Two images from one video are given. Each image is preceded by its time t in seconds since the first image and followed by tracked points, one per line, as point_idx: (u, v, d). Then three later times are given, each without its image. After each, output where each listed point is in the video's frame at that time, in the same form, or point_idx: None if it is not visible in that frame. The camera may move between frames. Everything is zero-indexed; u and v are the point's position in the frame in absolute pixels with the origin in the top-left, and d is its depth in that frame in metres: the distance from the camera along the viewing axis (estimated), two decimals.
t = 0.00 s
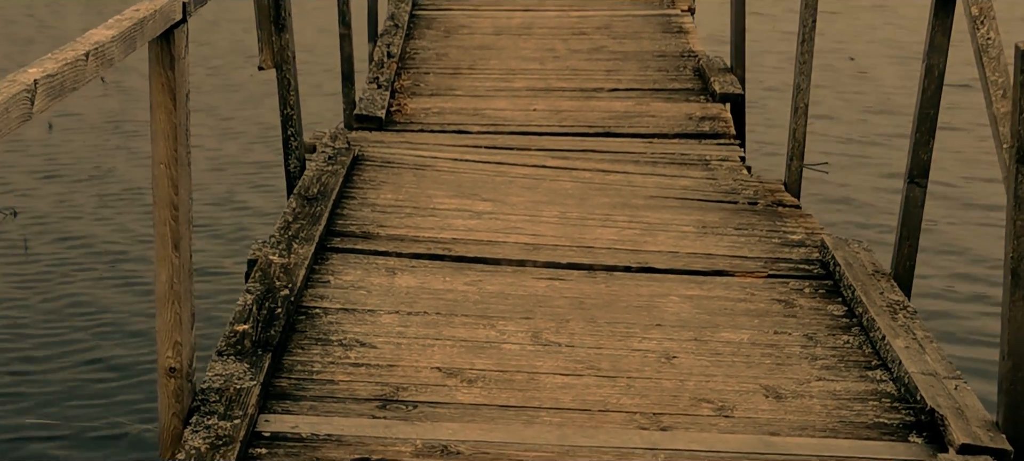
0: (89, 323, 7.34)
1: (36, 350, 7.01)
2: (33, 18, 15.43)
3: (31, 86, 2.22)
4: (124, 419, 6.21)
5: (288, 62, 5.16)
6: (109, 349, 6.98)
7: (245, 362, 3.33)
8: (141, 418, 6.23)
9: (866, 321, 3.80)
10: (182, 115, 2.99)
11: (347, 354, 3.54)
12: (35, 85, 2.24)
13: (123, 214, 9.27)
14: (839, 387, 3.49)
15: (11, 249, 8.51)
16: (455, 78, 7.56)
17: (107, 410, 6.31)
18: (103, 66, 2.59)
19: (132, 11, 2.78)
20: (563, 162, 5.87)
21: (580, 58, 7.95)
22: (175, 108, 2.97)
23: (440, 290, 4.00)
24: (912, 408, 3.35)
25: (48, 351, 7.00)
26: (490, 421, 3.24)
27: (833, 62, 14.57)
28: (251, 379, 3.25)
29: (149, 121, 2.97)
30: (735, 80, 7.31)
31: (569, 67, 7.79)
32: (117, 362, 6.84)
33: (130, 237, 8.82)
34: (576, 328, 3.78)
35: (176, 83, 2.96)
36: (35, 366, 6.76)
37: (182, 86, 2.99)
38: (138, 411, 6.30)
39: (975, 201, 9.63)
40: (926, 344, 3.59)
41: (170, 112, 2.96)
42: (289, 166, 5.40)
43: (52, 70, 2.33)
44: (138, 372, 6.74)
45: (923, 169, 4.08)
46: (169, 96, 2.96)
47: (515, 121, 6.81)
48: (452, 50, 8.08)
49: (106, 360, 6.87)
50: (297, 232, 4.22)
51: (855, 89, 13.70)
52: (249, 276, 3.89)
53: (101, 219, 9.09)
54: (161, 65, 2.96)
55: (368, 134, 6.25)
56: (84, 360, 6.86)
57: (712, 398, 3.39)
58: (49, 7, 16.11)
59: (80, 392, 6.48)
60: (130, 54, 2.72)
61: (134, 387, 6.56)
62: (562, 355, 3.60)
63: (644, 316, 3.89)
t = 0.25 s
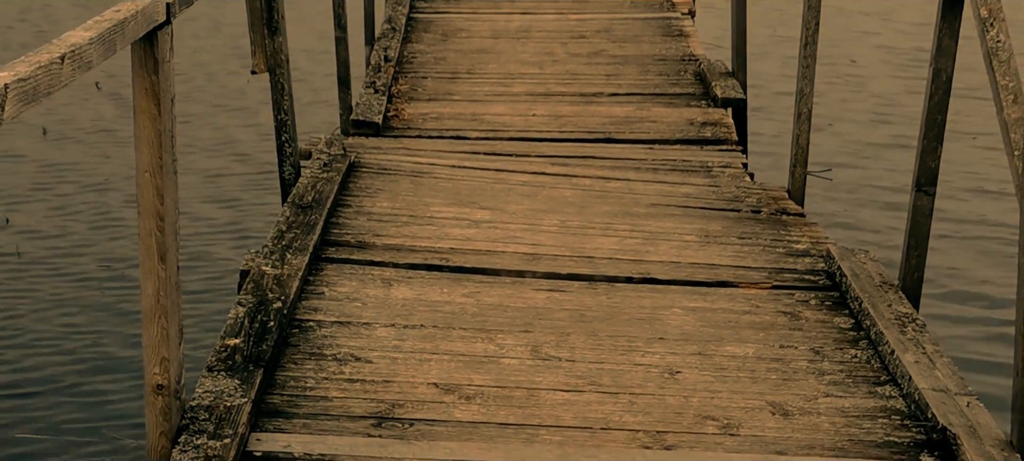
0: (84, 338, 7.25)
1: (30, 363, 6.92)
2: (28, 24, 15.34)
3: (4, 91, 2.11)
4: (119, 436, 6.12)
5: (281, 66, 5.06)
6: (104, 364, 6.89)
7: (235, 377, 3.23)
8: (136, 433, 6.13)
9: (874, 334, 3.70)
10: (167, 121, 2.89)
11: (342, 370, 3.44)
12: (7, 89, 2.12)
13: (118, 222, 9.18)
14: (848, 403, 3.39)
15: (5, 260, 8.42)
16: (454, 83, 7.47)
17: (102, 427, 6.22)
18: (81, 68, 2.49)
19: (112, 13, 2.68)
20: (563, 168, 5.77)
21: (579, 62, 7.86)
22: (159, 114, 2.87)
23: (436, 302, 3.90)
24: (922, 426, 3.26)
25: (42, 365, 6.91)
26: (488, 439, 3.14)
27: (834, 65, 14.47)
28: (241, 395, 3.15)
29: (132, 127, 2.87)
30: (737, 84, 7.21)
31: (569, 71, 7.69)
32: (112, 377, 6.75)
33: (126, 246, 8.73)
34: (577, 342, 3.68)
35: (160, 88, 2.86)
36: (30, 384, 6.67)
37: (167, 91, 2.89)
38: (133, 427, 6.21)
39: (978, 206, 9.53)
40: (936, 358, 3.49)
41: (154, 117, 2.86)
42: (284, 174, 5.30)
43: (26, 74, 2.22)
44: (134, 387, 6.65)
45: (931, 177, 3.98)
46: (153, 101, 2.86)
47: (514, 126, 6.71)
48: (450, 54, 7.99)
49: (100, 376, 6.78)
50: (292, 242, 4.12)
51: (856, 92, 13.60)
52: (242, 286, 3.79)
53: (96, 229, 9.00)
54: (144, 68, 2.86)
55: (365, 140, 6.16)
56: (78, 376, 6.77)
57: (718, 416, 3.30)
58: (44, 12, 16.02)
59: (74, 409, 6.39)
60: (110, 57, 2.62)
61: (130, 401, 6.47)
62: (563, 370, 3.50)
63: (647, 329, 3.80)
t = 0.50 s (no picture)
0: (78, 343, 7.16)
1: (24, 370, 6.83)
2: (24, 25, 15.25)
3: None
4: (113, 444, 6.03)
5: (274, 71, 4.98)
6: (99, 371, 6.81)
7: (226, 394, 3.14)
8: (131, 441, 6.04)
9: (882, 347, 3.61)
10: (148, 133, 2.80)
11: (336, 385, 3.34)
12: None
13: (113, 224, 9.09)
14: (856, 420, 3.30)
15: None
16: (452, 85, 7.37)
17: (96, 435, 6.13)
18: (56, 82, 2.39)
19: (85, 25, 2.58)
20: (563, 173, 5.68)
21: (579, 64, 7.76)
22: (139, 128, 2.77)
23: (433, 314, 3.81)
24: (932, 444, 3.17)
25: (36, 371, 6.83)
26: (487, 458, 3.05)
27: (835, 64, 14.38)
28: (231, 412, 3.06)
29: (111, 142, 2.78)
30: (738, 87, 7.12)
31: (568, 73, 7.60)
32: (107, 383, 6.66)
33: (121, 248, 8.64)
34: (578, 356, 3.59)
35: (139, 100, 2.76)
36: (23, 392, 6.59)
37: (146, 102, 2.79)
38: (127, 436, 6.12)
39: (982, 209, 9.44)
40: (946, 373, 3.40)
41: (134, 130, 2.76)
42: (278, 180, 5.22)
43: None
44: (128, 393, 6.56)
45: (938, 186, 3.89)
46: (133, 114, 2.76)
47: (513, 130, 6.62)
48: (448, 56, 7.90)
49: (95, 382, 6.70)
50: (285, 252, 4.03)
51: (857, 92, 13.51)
52: (233, 298, 3.70)
53: (91, 230, 8.91)
54: (122, 81, 2.77)
55: (361, 144, 6.07)
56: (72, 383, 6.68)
57: (723, 433, 3.21)
58: (39, 12, 15.92)
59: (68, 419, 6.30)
60: (83, 71, 2.53)
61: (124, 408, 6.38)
62: (564, 385, 3.41)
63: (650, 342, 3.71)
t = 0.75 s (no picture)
0: (69, 338, 7.03)
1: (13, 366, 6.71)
2: (18, 25, 15.14)
3: None
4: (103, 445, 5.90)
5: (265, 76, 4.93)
6: (89, 368, 6.68)
7: (213, 413, 3.05)
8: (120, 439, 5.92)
9: (891, 361, 3.51)
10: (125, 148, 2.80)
11: (329, 402, 3.24)
12: None
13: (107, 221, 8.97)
14: (865, 437, 3.20)
15: None
16: (449, 87, 7.26)
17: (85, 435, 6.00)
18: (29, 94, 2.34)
19: (56, 38, 2.57)
20: (562, 178, 5.58)
21: (578, 66, 7.66)
22: (116, 141, 2.77)
23: (429, 326, 3.70)
24: None
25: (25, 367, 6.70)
26: None
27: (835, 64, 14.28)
28: (218, 434, 2.97)
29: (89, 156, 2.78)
30: (740, 89, 7.01)
31: (567, 75, 7.49)
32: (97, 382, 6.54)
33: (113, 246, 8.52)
34: (578, 370, 3.48)
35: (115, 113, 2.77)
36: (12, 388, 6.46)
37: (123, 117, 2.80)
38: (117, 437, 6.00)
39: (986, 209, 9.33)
40: (957, 388, 3.30)
41: (111, 145, 2.77)
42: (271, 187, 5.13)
43: None
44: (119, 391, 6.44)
45: (946, 197, 3.79)
46: (110, 129, 2.77)
47: (511, 132, 6.52)
48: (445, 57, 7.79)
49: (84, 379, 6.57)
50: (276, 262, 3.93)
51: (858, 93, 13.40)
52: (223, 312, 3.60)
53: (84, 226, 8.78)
54: (98, 94, 2.77)
55: (356, 148, 5.96)
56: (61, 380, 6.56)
57: (728, 451, 3.10)
58: (34, 12, 15.82)
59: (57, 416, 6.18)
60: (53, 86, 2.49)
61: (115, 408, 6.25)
62: (564, 401, 3.30)
63: (653, 355, 3.60)
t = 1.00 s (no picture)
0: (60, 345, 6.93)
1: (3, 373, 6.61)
2: (11, 27, 15.04)
3: None
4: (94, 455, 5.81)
5: (257, 78, 4.85)
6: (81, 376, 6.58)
7: (202, 428, 2.96)
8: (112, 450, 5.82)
9: (898, 372, 3.42)
10: (110, 155, 2.88)
11: (321, 417, 3.15)
12: None
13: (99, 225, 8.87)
14: (873, 453, 3.11)
15: None
16: (445, 90, 7.17)
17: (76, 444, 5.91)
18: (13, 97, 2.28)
19: (38, 37, 2.56)
20: (560, 182, 5.49)
21: (575, 68, 7.56)
22: (100, 147, 2.85)
23: (424, 338, 3.61)
24: None
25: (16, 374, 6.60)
26: None
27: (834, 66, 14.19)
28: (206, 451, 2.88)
29: (72, 163, 2.85)
30: (739, 92, 6.92)
31: (565, 78, 7.40)
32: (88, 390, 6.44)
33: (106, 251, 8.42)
34: (577, 383, 3.39)
35: (98, 119, 2.84)
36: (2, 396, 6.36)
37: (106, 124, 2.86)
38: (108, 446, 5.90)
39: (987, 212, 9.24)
40: (967, 400, 3.21)
41: (95, 151, 2.84)
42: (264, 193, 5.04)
43: None
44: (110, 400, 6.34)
45: (954, 203, 3.69)
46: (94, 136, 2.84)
47: (508, 136, 6.42)
48: (441, 59, 7.69)
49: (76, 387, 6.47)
50: (268, 271, 3.84)
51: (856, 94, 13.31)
52: (213, 322, 3.51)
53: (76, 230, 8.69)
54: (82, 101, 2.83)
55: (351, 152, 5.86)
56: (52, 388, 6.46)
57: None
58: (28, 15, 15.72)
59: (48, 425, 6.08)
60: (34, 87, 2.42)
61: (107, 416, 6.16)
62: (562, 415, 3.21)
63: (655, 368, 3.51)
